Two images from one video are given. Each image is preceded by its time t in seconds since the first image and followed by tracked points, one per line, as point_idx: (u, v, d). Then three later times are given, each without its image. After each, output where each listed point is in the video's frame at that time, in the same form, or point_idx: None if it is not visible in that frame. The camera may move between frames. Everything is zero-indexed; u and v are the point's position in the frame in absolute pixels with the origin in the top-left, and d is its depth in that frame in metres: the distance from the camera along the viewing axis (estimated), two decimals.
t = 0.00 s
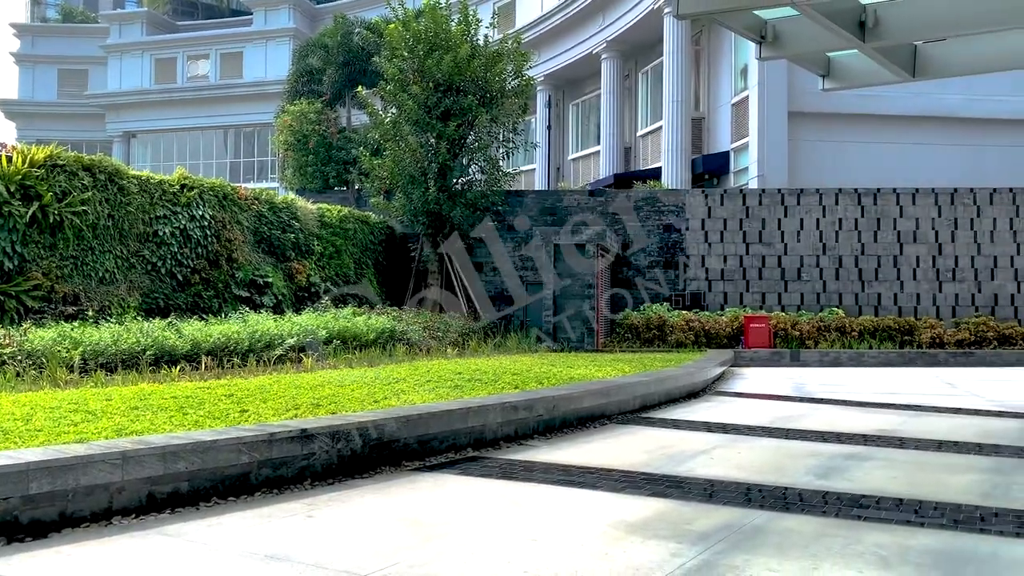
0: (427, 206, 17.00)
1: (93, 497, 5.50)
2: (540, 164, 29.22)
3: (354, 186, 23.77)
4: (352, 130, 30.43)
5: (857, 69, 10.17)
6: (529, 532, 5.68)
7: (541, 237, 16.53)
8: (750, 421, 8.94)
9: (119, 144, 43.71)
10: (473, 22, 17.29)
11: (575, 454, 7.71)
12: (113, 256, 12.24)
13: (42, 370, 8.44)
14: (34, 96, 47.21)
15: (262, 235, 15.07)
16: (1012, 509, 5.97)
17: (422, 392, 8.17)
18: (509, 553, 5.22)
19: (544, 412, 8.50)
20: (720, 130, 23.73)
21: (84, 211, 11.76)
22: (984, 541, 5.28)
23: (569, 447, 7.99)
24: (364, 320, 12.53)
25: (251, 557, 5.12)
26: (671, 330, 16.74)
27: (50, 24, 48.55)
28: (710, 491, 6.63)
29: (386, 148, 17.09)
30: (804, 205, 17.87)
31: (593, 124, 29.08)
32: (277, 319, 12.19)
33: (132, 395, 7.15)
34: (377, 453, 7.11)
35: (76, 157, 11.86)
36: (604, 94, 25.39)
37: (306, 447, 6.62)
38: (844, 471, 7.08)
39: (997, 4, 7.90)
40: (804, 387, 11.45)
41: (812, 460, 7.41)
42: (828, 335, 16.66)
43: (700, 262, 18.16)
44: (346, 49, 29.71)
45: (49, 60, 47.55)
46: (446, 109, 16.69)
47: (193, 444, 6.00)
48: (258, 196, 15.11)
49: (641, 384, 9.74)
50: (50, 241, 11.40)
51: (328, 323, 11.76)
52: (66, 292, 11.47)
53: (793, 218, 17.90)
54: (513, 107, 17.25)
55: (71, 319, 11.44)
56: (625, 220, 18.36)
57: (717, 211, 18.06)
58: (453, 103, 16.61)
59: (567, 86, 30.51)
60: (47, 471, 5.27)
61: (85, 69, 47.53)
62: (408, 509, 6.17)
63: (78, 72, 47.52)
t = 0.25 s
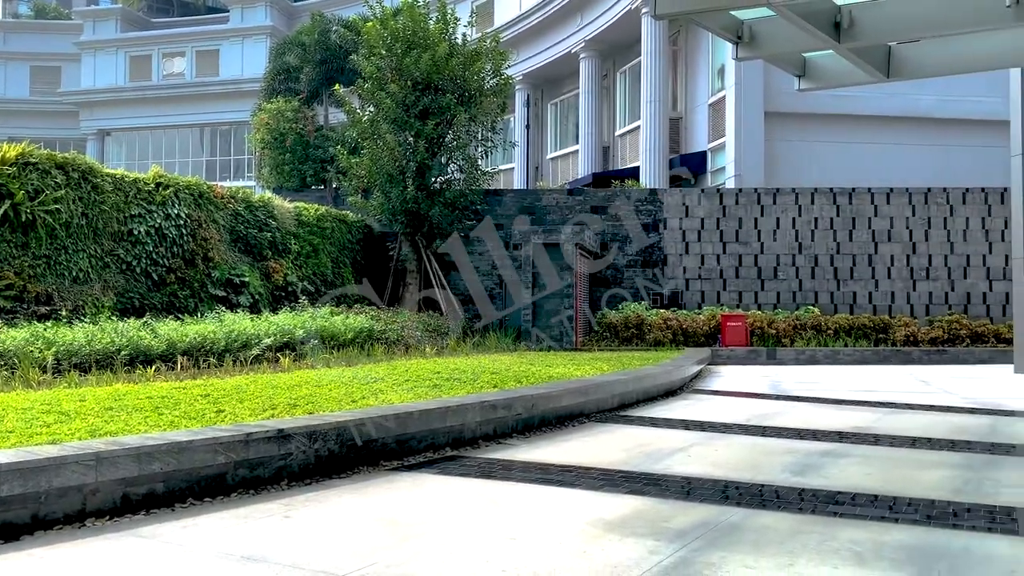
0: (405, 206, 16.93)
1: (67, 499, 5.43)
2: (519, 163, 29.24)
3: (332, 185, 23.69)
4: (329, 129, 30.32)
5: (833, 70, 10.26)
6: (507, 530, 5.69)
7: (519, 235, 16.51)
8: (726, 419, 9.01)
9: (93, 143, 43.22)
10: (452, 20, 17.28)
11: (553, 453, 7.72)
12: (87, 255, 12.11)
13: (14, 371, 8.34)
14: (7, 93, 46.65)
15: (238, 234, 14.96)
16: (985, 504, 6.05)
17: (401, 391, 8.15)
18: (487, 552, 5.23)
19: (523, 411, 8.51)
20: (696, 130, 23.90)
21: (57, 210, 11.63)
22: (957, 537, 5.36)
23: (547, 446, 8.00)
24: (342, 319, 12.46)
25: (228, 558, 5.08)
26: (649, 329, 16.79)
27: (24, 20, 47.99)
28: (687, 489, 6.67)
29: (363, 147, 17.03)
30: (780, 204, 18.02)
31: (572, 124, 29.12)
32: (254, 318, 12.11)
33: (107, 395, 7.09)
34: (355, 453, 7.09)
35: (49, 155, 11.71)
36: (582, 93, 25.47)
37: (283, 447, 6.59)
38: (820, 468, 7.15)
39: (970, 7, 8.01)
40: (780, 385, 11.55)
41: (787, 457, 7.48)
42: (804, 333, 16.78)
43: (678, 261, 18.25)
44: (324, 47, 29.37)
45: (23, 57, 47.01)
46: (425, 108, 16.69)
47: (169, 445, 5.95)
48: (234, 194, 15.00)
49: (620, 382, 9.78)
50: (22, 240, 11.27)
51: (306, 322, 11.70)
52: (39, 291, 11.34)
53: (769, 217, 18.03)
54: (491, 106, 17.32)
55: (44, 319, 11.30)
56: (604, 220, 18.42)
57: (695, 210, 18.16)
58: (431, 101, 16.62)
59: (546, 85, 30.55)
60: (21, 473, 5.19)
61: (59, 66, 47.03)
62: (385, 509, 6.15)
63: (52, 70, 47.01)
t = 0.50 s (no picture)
0: (386, 204, 16.89)
1: (43, 501, 5.38)
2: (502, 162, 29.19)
3: (313, 184, 23.59)
4: (310, 127, 30.19)
5: (812, 70, 10.32)
6: (489, 529, 5.69)
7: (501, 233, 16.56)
8: (707, 417, 9.06)
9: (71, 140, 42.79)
10: (433, 18, 17.27)
11: (535, 452, 7.74)
12: (64, 254, 11.99)
13: None
14: None
15: (218, 233, 14.86)
16: (961, 501, 6.12)
17: (383, 391, 8.13)
18: (469, 551, 5.23)
19: (505, 409, 8.51)
20: (678, 128, 24.00)
21: (34, 208, 11.51)
22: (935, 532, 5.42)
23: (529, 445, 8.02)
24: (323, 318, 12.41)
25: (208, 559, 5.05)
26: (630, 328, 16.88)
27: None
28: (668, 487, 6.70)
29: (345, 145, 16.98)
30: (760, 204, 18.12)
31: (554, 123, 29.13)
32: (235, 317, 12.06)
33: (85, 396, 7.02)
34: (336, 452, 7.07)
35: (26, 152, 11.55)
36: (564, 92, 25.51)
37: (263, 447, 6.55)
38: (799, 465, 7.21)
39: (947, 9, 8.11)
40: (760, 383, 11.64)
41: (768, 455, 7.54)
42: (783, 331, 16.91)
43: (659, 260, 18.32)
44: (305, 44, 29.32)
45: None
46: (406, 106, 16.68)
47: (147, 445, 5.90)
48: (214, 192, 14.89)
49: (602, 381, 9.80)
50: None
51: (286, 321, 11.64)
52: (16, 290, 11.22)
53: (749, 216, 18.13)
54: (473, 104, 17.30)
55: (21, 319, 11.18)
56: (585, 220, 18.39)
57: (676, 210, 18.24)
58: (413, 100, 16.62)
59: (528, 84, 30.56)
60: None
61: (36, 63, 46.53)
62: (367, 509, 6.13)
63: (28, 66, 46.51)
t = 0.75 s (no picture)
0: (366, 202, 16.84)
1: (17, 501, 5.31)
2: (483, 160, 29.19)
3: (293, 182, 23.48)
4: (290, 125, 30.04)
5: (791, 70, 10.40)
6: (468, 528, 5.69)
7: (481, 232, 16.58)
8: (687, 415, 9.11)
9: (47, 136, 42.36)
10: (415, 16, 17.24)
11: (516, 450, 7.74)
12: (39, 252, 11.85)
13: None
14: None
15: (197, 231, 14.75)
16: (937, 497, 6.19)
17: (363, 389, 8.11)
18: (448, 550, 5.22)
19: (486, 408, 8.52)
20: (659, 127, 24.08)
21: (9, 205, 11.36)
22: (910, 529, 5.48)
23: (510, 443, 8.02)
24: (303, 317, 12.36)
25: (185, 559, 5.02)
26: (611, 326, 16.93)
27: None
28: (648, 485, 6.73)
29: (325, 142, 16.93)
30: (740, 203, 18.22)
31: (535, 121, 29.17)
32: (213, 316, 11.99)
33: (60, 395, 6.95)
34: (315, 451, 7.04)
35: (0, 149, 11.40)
36: (546, 91, 25.53)
37: (241, 446, 6.51)
38: (778, 463, 7.26)
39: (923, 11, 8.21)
40: (739, 381, 11.72)
41: (747, 453, 7.58)
42: (762, 330, 17.03)
43: (640, 258, 18.37)
44: (285, 41, 29.17)
45: None
46: (387, 104, 16.63)
47: (124, 445, 5.85)
48: (192, 190, 14.77)
49: (582, 380, 9.82)
50: None
51: (265, 320, 11.59)
52: None
53: (729, 216, 18.22)
54: (453, 102, 17.35)
55: None
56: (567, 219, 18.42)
57: (656, 209, 18.31)
58: (394, 98, 16.57)
59: (509, 83, 30.57)
60: None
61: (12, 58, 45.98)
62: (346, 508, 6.11)
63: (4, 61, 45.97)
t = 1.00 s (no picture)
0: (352, 201, 16.80)
1: None
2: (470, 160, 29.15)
3: (278, 180, 23.39)
4: (275, 123, 29.91)
5: (777, 70, 10.45)
6: (453, 528, 5.68)
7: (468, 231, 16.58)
8: (672, 415, 9.14)
9: (29, 134, 42.01)
10: (401, 15, 17.21)
11: (501, 450, 7.74)
12: (21, 250, 11.75)
13: None
14: None
15: (181, 229, 14.65)
16: (919, 496, 6.24)
17: (348, 389, 8.09)
18: (433, 549, 5.22)
19: (471, 408, 8.52)
20: (645, 127, 24.16)
21: None
22: (893, 527, 5.52)
23: (495, 443, 8.03)
24: (287, 316, 12.31)
25: (167, 559, 4.99)
26: (596, 326, 16.98)
27: None
28: (634, 484, 6.75)
29: (310, 141, 16.88)
30: (726, 203, 18.29)
31: (522, 121, 29.18)
32: (196, 315, 11.93)
33: (41, 395, 6.89)
34: (300, 451, 7.02)
35: None
36: (532, 90, 25.53)
37: (225, 446, 6.48)
38: (762, 462, 7.29)
39: (906, 13, 8.27)
40: (723, 381, 11.77)
41: (731, 452, 7.62)
42: (747, 330, 17.14)
43: (626, 258, 18.41)
44: (270, 38, 29.04)
45: None
46: (373, 103, 16.58)
47: (106, 445, 5.81)
48: (177, 189, 14.67)
49: (568, 379, 9.83)
50: None
51: (249, 319, 11.54)
52: None
53: (715, 216, 18.29)
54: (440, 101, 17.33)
55: None
56: (553, 219, 18.44)
57: (642, 209, 18.35)
58: (380, 96, 16.51)
59: (496, 82, 30.57)
60: None
61: None
62: (330, 508, 6.09)
63: None
